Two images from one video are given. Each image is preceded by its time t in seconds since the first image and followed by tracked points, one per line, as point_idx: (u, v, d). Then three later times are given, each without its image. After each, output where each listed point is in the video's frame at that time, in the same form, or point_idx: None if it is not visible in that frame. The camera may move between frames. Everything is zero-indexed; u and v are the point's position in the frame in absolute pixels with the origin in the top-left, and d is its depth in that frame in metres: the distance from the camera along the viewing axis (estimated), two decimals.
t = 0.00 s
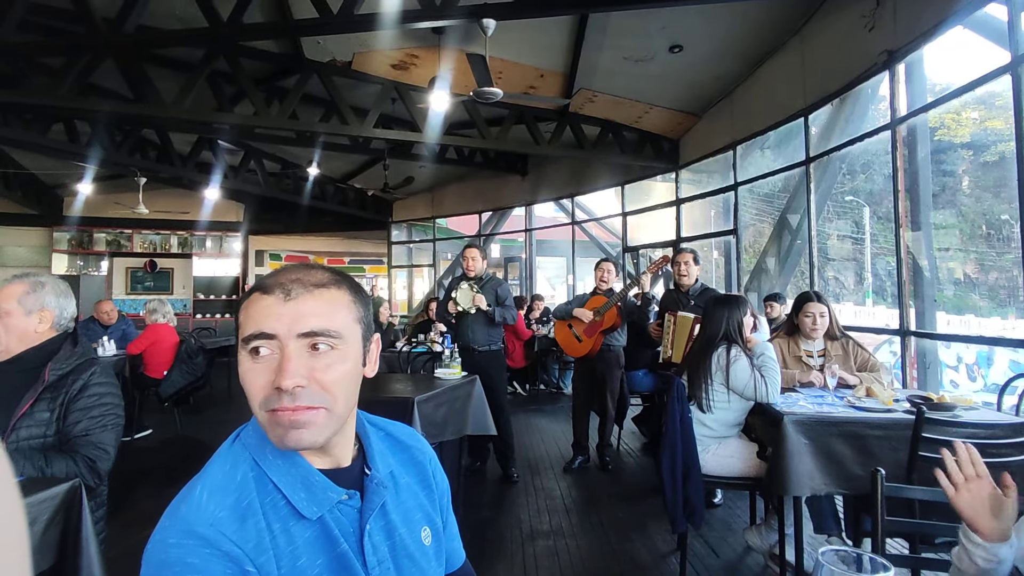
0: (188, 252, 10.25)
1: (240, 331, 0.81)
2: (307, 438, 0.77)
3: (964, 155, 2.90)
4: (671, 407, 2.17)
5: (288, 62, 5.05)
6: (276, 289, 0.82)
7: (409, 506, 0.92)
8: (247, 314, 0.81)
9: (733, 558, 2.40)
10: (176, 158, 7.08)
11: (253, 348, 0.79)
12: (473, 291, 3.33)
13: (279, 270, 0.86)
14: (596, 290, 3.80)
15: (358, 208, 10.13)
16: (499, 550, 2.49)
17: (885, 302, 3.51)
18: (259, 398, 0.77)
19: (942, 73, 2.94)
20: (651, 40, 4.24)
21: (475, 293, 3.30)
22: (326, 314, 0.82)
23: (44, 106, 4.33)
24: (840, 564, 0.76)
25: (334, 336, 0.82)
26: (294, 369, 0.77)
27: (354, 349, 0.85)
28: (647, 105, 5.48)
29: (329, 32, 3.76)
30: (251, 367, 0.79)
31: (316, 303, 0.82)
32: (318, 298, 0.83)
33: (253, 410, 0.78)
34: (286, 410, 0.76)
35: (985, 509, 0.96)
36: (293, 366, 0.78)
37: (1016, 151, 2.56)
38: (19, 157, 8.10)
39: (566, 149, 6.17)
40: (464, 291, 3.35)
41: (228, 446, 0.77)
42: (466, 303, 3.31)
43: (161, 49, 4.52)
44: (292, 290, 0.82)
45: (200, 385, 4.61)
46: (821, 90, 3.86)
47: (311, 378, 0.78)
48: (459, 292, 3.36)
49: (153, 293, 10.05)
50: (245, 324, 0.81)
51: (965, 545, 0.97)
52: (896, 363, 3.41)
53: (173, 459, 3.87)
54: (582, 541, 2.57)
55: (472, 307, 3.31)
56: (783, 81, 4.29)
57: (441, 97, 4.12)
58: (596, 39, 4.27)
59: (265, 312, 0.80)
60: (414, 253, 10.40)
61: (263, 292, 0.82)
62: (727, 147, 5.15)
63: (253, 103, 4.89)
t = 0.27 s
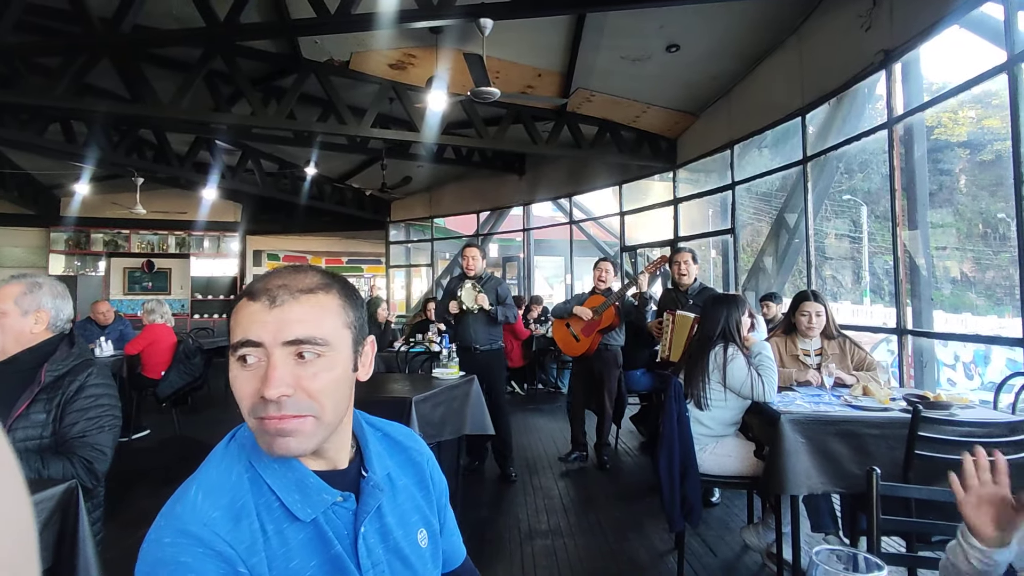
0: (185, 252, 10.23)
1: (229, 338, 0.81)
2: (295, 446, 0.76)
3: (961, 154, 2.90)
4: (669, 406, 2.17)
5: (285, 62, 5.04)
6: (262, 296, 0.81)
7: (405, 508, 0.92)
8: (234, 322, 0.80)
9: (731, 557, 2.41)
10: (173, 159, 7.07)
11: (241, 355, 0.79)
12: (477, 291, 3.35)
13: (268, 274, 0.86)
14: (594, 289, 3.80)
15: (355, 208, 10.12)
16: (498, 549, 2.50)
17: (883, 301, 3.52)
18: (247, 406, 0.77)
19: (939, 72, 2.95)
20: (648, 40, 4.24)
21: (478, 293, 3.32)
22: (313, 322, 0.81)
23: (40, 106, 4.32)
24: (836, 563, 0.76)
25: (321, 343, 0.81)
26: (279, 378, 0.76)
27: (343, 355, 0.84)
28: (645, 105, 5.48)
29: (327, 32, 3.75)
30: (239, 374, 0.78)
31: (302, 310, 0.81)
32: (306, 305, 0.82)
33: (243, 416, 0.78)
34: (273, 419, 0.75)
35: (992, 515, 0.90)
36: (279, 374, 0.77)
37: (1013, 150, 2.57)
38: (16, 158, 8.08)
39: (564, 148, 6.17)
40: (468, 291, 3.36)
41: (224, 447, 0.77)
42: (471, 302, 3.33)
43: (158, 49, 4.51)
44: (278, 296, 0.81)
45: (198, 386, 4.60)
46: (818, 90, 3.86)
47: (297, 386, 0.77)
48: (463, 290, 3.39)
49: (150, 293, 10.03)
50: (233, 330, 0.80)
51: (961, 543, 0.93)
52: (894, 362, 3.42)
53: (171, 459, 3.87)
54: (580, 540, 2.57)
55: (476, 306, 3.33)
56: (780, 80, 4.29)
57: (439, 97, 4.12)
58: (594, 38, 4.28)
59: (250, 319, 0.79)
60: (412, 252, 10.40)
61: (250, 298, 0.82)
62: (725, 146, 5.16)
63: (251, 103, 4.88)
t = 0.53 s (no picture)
0: (183, 251, 10.21)
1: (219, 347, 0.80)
2: (284, 456, 0.75)
3: (958, 153, 2.91)
4: (667, 405, 2.17)
5: (283, 61, 5.03)
6: (252, 307, 0.80)
7: (399, 506, 0.91)
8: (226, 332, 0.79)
9: (729, 555, 2.41)
10: (171, 158, 7.05)
11: (233, 365, 0.78)
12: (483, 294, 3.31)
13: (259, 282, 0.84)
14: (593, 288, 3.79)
15: (354, 207, 10.11)
16: (497, 548, 2.50)
17: (881, 300, 3.52)
18: (237, 418, 0.76)
19: (937, 71, 2.95)
20: (646, 39, 4.23)
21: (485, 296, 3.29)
22: (303, 334, 0.80)
23: (37, 105, 4.31)
24: (832, 561, 0.76)
25: (310, 356, 0.80)
26: (267, 393, 0.75)
27: (334, 367, 0.83)
28: (643, 104, 5.48)
29: (325, 31, 3.75)
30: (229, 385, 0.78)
31: (292, 322, 0.80)
32: (296, 316, 0.80)
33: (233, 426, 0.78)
34: (262, 432, 0.75)
35: (995, 512, 0.88)
36: (267, 388, 0.76)
37: (1010, 149, 2.57)
38: (13, 158, 8.06)
39: (562, 147, 6.17)
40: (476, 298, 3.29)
41: (216, 446, 0.77)
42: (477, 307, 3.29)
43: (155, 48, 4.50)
44: (268, 307, 0.79)
45: (197, 385, 4.60)
46: (816, 89, 3.86)
47: (285, 399, 0.76)
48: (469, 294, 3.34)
49: (148, 293, 10.01)
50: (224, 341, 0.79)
51: (962, 536, 0.93)
52: (892, 361, 3.42)
53: (169, 459, 3.86)
54: (578, 540, 2.57)
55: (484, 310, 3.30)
56: (778, 80, 4.29)
57: (437, 96, 4.11)
58: (592, 38, 4.28)
59: (242, 331, 0.78)
60: (410, 252, 10.40)
61: (239, 309, 0.80)
62: (723, 146, 5.16)
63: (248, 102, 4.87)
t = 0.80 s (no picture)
0: (182, 250, 10.19)
1: (282, 372, 0.72)
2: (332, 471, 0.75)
3: (957, 152, 2.91)
4: (666, 404, 2.17)
5: (282, 60, 5.02)
6: (331, 336, 0.73)
7: (399, 506, 0.90)
8: (299, 358, 0.72)
9: (728, 555, 2.42)
10: (169, 157, 7.03)
11: (305, 396, 0.72)
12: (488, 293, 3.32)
13: (320, 300, 0.76)
14: (592, 288, 3.80)
15: (352, 206, 10.10)
16: (496, 547, 2.50)
17: (879, 299, 3.53)
18: (301, 443, 0.72)
19: (935, 70, 2.95)
20: (645, 38, 4.23)
21: (489, 296, 3.29)
22: (378, 368, 0.78)
23: (35, 104, 4.30)
24: (833, 562, 0.76)
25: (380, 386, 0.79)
26: (350, 426, 0.73)
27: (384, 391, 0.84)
28: (642, 103, 5.48)
29: (323, 30, 3.74)
30: (295, 411, 0.72)
31: (372, 357, 0.77)
32: (376, 351, 0.78)
33: (283, 446, 0.73)
34: (328, 455, 0.73)
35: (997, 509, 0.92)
36: (346, 421, 0.74)
37: (1007, 148, 2.58)
38: (11, 157, 8.04)
39: (561, 147, 6.17)
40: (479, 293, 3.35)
41: (216, 450, 0.75)
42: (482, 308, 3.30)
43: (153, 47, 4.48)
44: (356, 344, 0.75)
45: (195, 385, 4.59)
46: (815, 88, 3.86)
47: (358, 429, 0.75)
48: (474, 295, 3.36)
49: (147, 292, 9.99)
50: (293, 367, 0.71)
51: (972, 539, 0.94)
52: (890, 360, 3.43)
53: (167, 459, 3.86)
54: (577, 539, 2.58)
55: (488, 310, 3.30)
56: (777, 79, 4.29)
57: (436, 95, 4.11)
58: (591, 36, 4.27)
59: (324, 362, 0.72)
60: (409, 251, 10.39)
61: (313, 336, 0.73)
62: (722, 145, 5.16)
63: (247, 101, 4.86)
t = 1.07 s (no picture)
0: (180, 249, 10.17)
1: (314, 382, 0.71)
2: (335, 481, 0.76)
3: (955, 150, 2.92)
4: (666, 403, 2.18)
5: (280, 59, 5.01)
6: (371, 356, 0.74)
7: (399, 506, 0.90)
8: (335, 372, 0.71)
9: (727, 553, 2.42)
10: (167, 156, 7.01)
11: (331, 409, 0.72)
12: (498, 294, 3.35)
13: (365, 316, 0.76)
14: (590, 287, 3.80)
15: (351, 205, 10.09)
16: (495, 545, 2.50)
17: (877, 297, 3.54)
18: (314, 453, 0.72)
19: (933, 68, 2.96)
20: (644, 36, 4.23)
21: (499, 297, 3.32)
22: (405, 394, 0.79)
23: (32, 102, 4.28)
24: (833, 560, 0.76)
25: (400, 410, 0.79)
26: (368, 446, 0.73)
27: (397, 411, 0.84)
28: (641, 102, 5.48)
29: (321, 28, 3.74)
30: (317, 422, 0.71)
31: (403, 383, 0.78)
32: (407, 378, 0.79)
33: (296, 452, 0.72)
34: (337, 469, 0.74)
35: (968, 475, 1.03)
36: (365, 440, 0.74)
37: (1006, 146, 2.58)
38: (8, 156, 8.02)
39: (560, 145, 6.16)
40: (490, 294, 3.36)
41: (221, 449, 0.74)
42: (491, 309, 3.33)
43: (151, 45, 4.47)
44: (394, 370, 0.75)
45: (193, 383, 4.58)
46: (814, 87, 3.87)
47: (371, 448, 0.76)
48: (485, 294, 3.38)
49: (145, 291, 9.98)
50: (328, 379, 0.71)
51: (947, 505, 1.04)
52: (888, 358, 3.44)
53: (166, 458, 3.86)
54: (576, 537, 2.58)
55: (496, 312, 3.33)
56: (776, 77, 4.29)
57: (434, 94, 4.10)
58: (590, 35, 4.27)
59: (358, 380, 0.72)
60: (407, 250, 10.39)
61: (354, 353, 0.73)
62: (720, 144, 5.17)
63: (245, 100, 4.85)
